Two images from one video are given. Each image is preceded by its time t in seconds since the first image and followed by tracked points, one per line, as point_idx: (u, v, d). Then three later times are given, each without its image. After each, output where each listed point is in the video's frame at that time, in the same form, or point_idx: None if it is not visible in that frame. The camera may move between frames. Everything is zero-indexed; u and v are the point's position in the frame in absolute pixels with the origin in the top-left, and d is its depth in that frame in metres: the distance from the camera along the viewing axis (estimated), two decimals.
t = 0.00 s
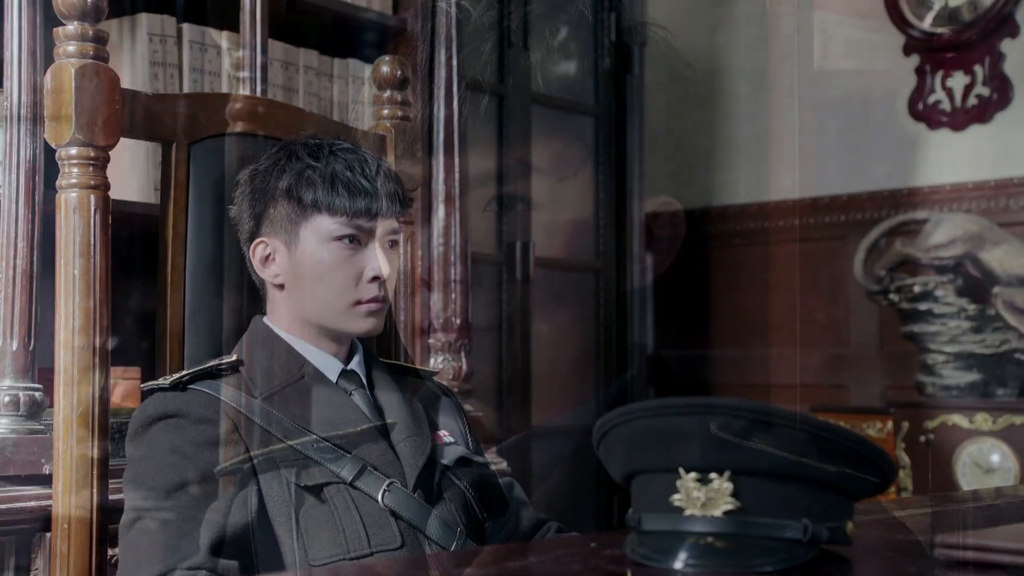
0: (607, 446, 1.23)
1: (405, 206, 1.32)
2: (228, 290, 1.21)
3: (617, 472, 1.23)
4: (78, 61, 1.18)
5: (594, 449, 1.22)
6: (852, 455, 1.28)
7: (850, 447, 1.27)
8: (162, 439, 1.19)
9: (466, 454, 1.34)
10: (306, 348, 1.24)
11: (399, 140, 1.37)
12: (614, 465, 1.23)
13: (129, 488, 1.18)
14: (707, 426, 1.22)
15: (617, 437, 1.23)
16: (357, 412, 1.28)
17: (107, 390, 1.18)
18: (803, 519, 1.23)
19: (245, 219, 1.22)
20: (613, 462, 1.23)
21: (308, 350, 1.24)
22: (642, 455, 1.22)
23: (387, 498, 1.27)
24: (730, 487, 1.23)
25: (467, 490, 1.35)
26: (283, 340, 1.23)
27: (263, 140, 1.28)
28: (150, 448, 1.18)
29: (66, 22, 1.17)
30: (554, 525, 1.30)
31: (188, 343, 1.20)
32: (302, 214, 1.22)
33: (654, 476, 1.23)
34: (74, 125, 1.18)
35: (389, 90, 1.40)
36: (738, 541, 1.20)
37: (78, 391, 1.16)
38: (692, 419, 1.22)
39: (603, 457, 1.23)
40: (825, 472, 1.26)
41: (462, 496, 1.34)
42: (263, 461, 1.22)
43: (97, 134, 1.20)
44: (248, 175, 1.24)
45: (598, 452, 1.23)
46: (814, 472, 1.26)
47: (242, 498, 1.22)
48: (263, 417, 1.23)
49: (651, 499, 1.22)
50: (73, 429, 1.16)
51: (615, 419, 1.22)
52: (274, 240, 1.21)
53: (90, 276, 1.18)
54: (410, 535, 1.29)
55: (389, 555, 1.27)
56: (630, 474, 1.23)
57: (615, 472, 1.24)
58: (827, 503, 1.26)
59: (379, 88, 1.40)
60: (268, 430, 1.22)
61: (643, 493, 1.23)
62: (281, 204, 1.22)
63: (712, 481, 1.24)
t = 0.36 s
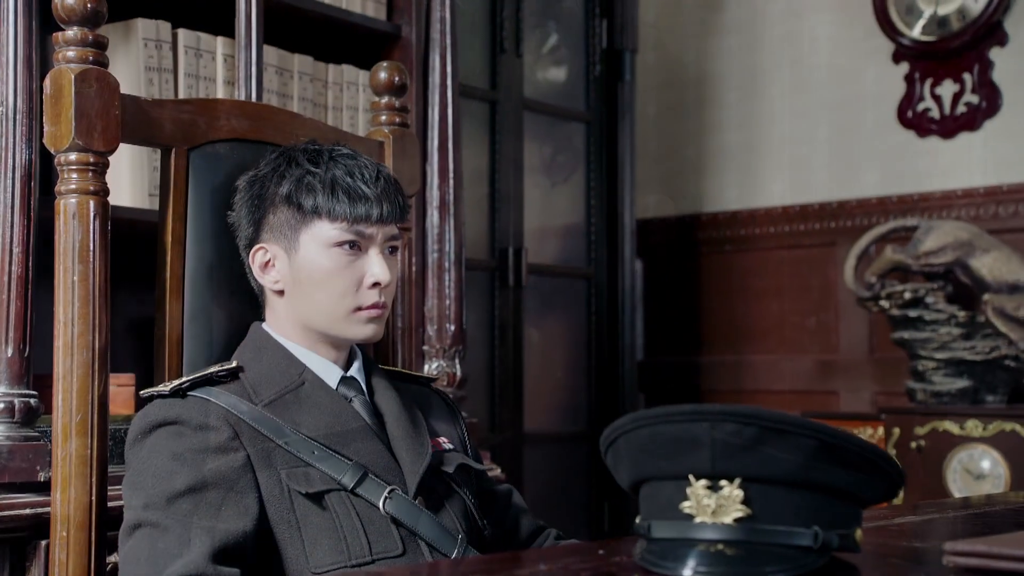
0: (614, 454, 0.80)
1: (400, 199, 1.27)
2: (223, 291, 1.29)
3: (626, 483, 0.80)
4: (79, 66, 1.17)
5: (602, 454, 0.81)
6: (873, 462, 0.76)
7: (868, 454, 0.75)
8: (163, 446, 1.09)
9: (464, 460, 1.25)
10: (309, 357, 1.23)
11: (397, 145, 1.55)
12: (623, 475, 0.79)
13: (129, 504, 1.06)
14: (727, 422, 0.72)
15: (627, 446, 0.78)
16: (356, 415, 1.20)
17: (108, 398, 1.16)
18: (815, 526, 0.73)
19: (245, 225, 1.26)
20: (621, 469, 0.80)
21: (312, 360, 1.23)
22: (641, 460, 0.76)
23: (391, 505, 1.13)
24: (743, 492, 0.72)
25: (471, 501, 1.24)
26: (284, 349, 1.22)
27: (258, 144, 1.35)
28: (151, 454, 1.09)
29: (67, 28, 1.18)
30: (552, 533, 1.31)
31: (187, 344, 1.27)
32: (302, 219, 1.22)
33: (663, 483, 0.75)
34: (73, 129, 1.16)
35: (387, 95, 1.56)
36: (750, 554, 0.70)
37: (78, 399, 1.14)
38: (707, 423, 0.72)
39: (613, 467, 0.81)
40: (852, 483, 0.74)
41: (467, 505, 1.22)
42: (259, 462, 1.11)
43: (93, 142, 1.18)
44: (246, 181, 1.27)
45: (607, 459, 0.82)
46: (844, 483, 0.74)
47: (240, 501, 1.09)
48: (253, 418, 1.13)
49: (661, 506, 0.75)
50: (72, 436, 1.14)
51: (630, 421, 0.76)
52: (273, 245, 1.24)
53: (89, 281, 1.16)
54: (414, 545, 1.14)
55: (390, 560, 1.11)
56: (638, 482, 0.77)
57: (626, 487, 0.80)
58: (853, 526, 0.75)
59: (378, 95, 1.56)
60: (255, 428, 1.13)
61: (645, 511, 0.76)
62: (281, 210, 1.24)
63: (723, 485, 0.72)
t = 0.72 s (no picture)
0: (619, 462, 0.80)
1: (398, 207, 1.27)
2: (219, 298, 1.29)
3: (631, 490, 0.80)
4: (76, 72, 1.17)
5: (607, 462, 0.82)
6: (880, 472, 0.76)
7: (877, 463, 0.75)
8: (161, 454, 1.08)
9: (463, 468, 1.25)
10: (307, 365, 1.22)
11: (393, 152, 1.55)
12: (628, 482, 0.80)
13: (127, 513, 1.06)
14: (732, 431, 0.72)
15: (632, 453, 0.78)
16: (354, 422, 1.20)
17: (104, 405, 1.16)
18: (822, 534, 0.73)
19: (241, 232, 1.26)
20: (627, 477, 0.80)
21: (309, 368, 1.22)
22: (646, 468, 0.77)
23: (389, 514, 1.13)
24: (750, 501, 0.72)
25: (468, 509, 1.23)
26: (281, 356, 1.21)
27: (257, 152, 1.35)
28: (149, 462, 1.08)
29: (64, 33, 1.17)
30: (548, 541, 1.31)
31: (183, 351, 1.27)
32: (298, 227, 1.22)
33: (669, 490, 0.75)
34: (69, 136, 1.16)
35: (382, 102, 1.57)
36: (757, 561, 0.70)
37: (74, 406, 1.14)
38: (714, 432, 0.73)
39: (619, 476, 0.81)
40: (859, 491, 0.75)
41: (464, 513, 1.22)
42: (258, 470, 1.11)
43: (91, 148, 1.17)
44: (244, 188, 1.27)
45: (612, 467, 0.82)
46: (852, 491, 0.75)
47: (239, 509, 1.08)
48: (250, 426, 1.13)
49: (667, 513, 0.75)
50: (69, 444, 1.13)
51: (636, 430, 0.77)
52: (270, 254, 1.24)
53: (86, 288, 1.16)
54: (413, 553, 1.13)
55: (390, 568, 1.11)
56: (644, 490, 0.77)
57: (631, 495, 0.81)
58: (859, 534, 0.75)
59: (373, 103, 1.56)
60: (252, 435, 1.12)
61: (651, 518, 0.76)
62: (278, 216, 1.24)
63: (730, 494, 0.72)
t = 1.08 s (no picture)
0: (628, 471, 0.80)
1: (399, 216, 1.26)
2: (219, 307, 1.28)
3: (640, 500, 0.80)
4: (76, 80, 1.16)
5: (616, 471, 0.82)
6: (892, 482, 0.76)
7: (889, 473, 0.75)
8: (162, 464, 1.08)
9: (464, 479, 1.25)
10: (307, 373, 1.22)
11: (391, 161, 1.55)
12: (637, 492, 0.80)
13: (128, 523, 1.05)
14: (744, 440, 0.72)
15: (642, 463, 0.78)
16: (355, 431, 1.19)
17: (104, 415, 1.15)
18: (834, 544, 0.73)
19: (241, 240, 1.26)
20: (636, 486, 0.80)
21: (309, 377, 1.22)
22: (656, 478, 0.76)
23: (392, 523, 1.12)
24: (762, 510, 0.72)
25: (469, 518, 1.23)
26: (282, 364, 1.21)
27: (257, 160, 1.35)
28: (150, 471, 1.08)
29: (65, 41, 1.17)
30: (548, 550, 1.31)
31: (182, 360, 1.26)
32: (299, 236, 1.22)
33: (680, 500, 0.75)
34: (70, 144, 1.15)
35: (380, 111, 1.57)
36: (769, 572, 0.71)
37: (74, 415, 1.13)
38: (726, 442, 0.73)
39: (628, 485, 0.81)
40: (871, 501, 0.75)
41: (466, 522, 1.22)
42: (259, 479, 1.10)
43: (93, 156, 1.17)
44: (244, 196, 1.27)
45: (620, 477, 0.82)
46: (863, 501, 0.75)
47: (241, 519, 1.08)
48: (251, 434, 1.12)
49: (677, 523, 0.75)
50: (68, 453, 1.13)
51: (646, 439, 0.77)
52: (270, 262, 1.24)
53: (86, 296, 1.16)
54: (415, 563, 1.13)
55: None
56: (654, 500, 0.77)
57: (639, 504, 0.81)
58: (870, 544, 0.76)
59: (371, 111, 1.56)
60: (253, 445, 1.12)
61: (661, 528, 0.76)
62: (279, 225, 1.23)
63: (741, 503, 0.72)
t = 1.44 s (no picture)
0: (642, 476, 0.80)
1: (404, 220, 1.26)
2: (223, 311, 1.28)
3: (654, 505, 0.80)
4: (81, 83, 1.16)
5: (629, 476, 0.82)
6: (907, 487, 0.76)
7: (905, 477, 0.76)
8: (168, 468, 1.08)
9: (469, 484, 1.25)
10: (312, 377, 1.22)
11: (393, 165, 1.54)
12: (651, 497, 0.80)
13: (134, 528, 1.05)
14: (762, 444, 0.72)
15: (657, 467, 0.78)
16: (360, 436, 1.19)
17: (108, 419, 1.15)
18: (851, 548, 0.73)
19: (246, 244, 1.26)
20: (650, 491, 0.80)
21: (314, 381, 1.22)
22: (671, 482, 0.76)
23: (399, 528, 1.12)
24: (779, 515, 0.72)
25: (474, 523, 1.23)
26: (286, 369, 1.21)
27: (261, 163, 1.35)
28: (156, 476, 1.07)
29: (70, 44, 1.17)
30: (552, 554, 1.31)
31: (186, 364, 1.26)
32: (305, 240, 1.22)
33: (694, 505, 0.75)
34: (75, 147, 1.15)
35: (382, 114, 1.56)
36: None
37: (79, 419, 1.13)
38: (742, 446, 0.73)
39: (641, 490, 0.81)
40: (887, 505, 0.75)
41: (471, 527, 1.22)
42: (266, 484, 1.10)
43: (98, 158, 1.16)
44: (249, 200, 1.27)
45: (633, 481, 0.82)
46: (879, 505, 0.75)
47: (248, 524, 1.07)
48: (258, 439, 1.12)
49: (691, 528, 0.75)
50: (73, 457, 1.12)
51: (661, 444, 0.77)
52: (275, 266, 1.23)
53: (91, 300, 1.15)
54: (421, 568, 1.13)
55: None
56: (668, 505, 0.77)
57: (653, 509, 0.81)
58: (885, 548, 0.76)
59: (373, 114, 1.56)
60: (260, 449, 1.11)
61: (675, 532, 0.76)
62: (285, 229, 1.23)
63: (758, 508, 0.73)
